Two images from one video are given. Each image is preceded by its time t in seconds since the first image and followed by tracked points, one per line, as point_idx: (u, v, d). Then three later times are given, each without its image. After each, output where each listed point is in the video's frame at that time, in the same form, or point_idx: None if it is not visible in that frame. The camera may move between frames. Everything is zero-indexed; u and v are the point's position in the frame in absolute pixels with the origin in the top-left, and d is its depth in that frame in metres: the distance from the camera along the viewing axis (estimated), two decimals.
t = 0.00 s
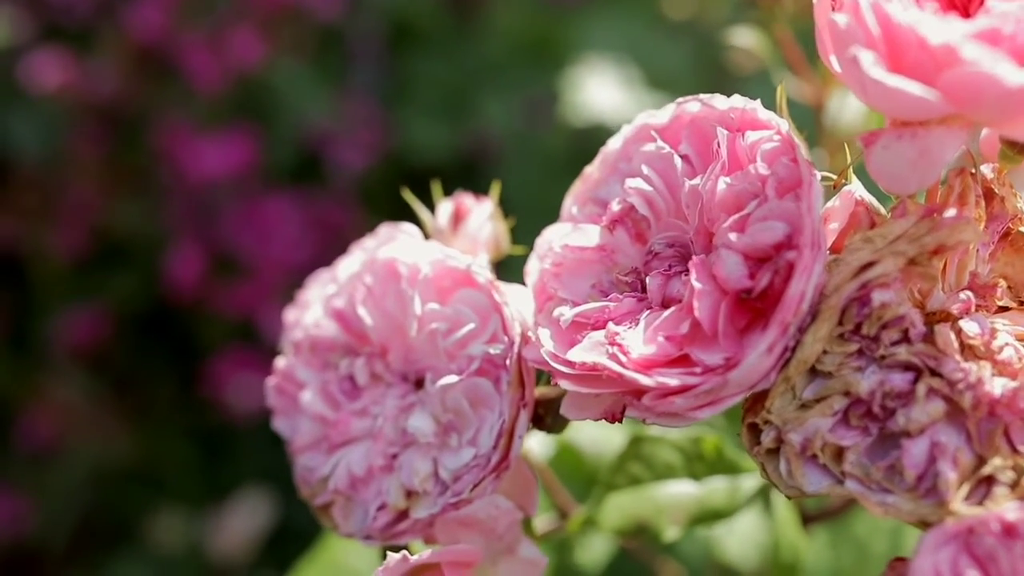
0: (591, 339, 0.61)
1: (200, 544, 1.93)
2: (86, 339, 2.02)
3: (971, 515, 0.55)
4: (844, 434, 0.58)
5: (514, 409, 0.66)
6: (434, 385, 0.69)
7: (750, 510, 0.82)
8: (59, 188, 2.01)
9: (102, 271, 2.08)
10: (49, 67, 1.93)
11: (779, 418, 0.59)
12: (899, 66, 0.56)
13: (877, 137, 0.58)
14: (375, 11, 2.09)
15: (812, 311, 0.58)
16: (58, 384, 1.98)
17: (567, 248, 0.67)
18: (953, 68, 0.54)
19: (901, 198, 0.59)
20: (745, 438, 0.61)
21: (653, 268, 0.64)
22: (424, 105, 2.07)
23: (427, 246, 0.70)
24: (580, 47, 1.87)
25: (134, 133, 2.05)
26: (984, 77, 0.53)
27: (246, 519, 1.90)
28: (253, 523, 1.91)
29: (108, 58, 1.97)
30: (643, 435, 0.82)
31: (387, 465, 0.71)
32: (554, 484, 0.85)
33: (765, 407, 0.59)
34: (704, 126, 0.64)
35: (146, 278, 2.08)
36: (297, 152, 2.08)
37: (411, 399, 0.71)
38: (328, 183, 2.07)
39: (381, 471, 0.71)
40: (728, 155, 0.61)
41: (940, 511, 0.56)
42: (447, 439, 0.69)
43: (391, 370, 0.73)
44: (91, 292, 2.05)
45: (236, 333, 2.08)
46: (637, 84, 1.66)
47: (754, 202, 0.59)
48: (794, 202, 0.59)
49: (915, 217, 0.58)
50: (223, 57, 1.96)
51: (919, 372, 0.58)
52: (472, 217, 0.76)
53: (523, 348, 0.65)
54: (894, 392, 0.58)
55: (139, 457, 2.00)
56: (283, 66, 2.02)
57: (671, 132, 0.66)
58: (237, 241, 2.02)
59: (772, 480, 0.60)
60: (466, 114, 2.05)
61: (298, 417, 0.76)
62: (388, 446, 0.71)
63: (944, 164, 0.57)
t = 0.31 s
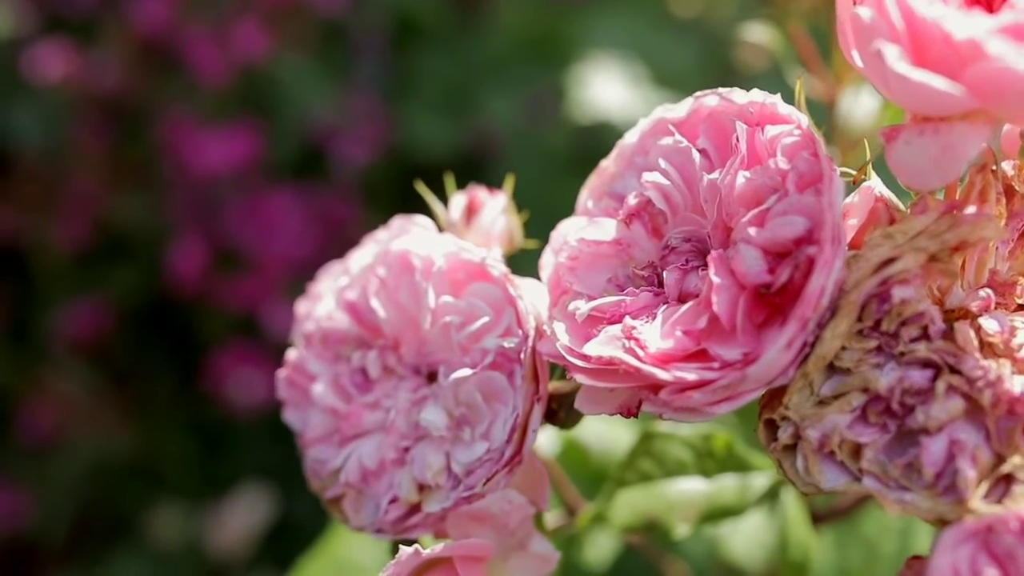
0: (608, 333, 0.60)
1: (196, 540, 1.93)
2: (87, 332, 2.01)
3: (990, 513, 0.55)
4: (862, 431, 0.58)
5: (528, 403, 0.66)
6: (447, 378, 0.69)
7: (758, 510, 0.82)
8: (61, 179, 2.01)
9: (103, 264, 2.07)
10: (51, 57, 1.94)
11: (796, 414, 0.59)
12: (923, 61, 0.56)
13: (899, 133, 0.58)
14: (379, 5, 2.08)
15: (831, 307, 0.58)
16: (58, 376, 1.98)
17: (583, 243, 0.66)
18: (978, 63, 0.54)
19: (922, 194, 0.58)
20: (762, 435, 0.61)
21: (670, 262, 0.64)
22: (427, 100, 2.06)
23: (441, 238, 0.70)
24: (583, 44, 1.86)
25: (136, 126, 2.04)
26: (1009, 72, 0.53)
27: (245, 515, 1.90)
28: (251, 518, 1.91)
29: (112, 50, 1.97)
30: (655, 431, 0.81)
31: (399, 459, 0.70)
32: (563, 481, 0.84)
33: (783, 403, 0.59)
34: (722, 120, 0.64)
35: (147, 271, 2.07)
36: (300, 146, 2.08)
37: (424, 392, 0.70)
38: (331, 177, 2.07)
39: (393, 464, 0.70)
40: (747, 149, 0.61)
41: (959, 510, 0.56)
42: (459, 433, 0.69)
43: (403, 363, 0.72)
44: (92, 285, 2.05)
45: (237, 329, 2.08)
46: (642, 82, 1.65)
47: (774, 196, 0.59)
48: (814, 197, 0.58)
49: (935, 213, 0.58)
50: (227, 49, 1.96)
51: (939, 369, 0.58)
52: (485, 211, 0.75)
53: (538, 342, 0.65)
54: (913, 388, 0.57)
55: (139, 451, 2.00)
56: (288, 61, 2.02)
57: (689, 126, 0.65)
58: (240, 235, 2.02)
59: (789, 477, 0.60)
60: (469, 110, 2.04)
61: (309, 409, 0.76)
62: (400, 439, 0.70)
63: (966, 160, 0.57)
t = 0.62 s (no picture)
0: (627, 326, 0.60)
1: (196, 537, 1.92)
2: (89, 327, 2.01)
3: (1010, 511, 0.55)
4: (881, 427, 0.58)
5: (543, 397, 0.65)
6: (461, 370, 0.69)
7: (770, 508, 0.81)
8: (64, 173, 2.00)
9: (104, 259, 2.06)
10: (54, 50, 1.93)
11: (815, 409, 0.58)
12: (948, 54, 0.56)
13: (922, 128, 0.58)
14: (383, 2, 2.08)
15: (852, 302, 0.57)
16: (58, 372, 1.97)
17: (601, 236, 0.66)
18: (1003, 58, 0.53)
19: (944, 190, 0.58)
20: (780, 430, 0.60)
21: (688, 256, 0.63)
22: (430, 97, 2.05)
23: (456, 231, 0.69)
24: (588, 43, 1.86)
25: (140, 121, 2.03)
26: None
27: (245, 512, 1.90)
28: (252, 516, 1.90)
29: (116, 44, 1.96)
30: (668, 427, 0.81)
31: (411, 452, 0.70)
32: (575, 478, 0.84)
33: (801, 398, 0.59)
34: (741, 114, 0.64)
35: (149, 266, 2.07)
36: (304, 142, 2.08)
37: (437, 385, 0.70)
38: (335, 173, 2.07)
39: (406, 457, 0.70)
40: (767, 143, 0.61)
41: (978, 507, 0.56)
42: (473, 426, 0.68)
43: (416, 356, 0.72)
44: (93, 280, 2.04)
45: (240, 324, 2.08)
46: (650, 81, 1.65)
47: (794, 190, 0.59)
48: (836, 191, 0.58)
49: (957, 209, 0.58)
50: (233, 44, 1.96)
51: (958, 365, 0.57)
52: (500, 204, 0.75)
53: (553, 335, 0.64)
54: (933, 385, 0.57)
55: (139, 447, 1.99)
56: (293, 56, 2.01)
57: (708, 120, 0.65)
58: (242, 231, 2.02)
59: (806, 472, 0.60)
60: (473, 107, 2.04)
61: (321, 402, 0.76)
62: (413, 432, 0.70)
63: (989, 155, 0.56)
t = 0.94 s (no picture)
0: (648, 319, 0.59)
1: (195, 532, 1.91)
2: (90, 321, 2.00)
3: None
4: (904, 423, 0.57)
5: (561, 390, 0.65)
6: (478, 363, 0.68)
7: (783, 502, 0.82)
8: (68, 165, 2.00)
9: (106, 254, 2.06)
10: (58, 40, 1.93)
11: (837, 404, 0.58)
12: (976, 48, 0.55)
13: (948, 123, 0.58)
14: None
15: (875, 296, 0.57)
16: (60, 365, 1.97)
17: (621, 229, 0.65)
18: None
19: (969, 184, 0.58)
20: (801, 425, 0.60)
21: (708, 249, 0.63)
22: (435, 93, 2.05)
23: (473, 222, 0.69)
24: (593, 40, 1.86)
25: (143, 115, 2.03)
26: None
27: (245, 508, 1.90)
28: (252, 512, 1.90)
29: (121, 36, 1.95)
30: (682, 423, 0.81)
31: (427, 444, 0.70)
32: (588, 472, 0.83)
33: (823, 393, 0.58)
34: (763, 108, 0.63)
35: (151, 261, 2.06)
36: (307, 137, 2.08)
37: (453, 377, 0.70)
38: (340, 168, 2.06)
39: (421, 450, 0.69)
40: (791, 137, 0.60)
41: (1002, 504, 0.55)
42: (489, 419, 0.68)
43: (432, 348, 0.72)
44: (94, 274, 2.03)
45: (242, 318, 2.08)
46: (658, 78, 1.65)
47: (818, 183, 0.58)
48: (861, 185, 0.57)
49: (982, 204, 0.57)
50: (239, 38, 1.95)
51: (982, 362, 0.57)
52: (516, 196, 0.75)
53: (572, 328, 0.64)
54: (956, 380, 0.57)
55: (139, 441, 1.98)
56: (299, 50, 2.01)
57: (729, 113, 0.65)
58: (245, 225, 2.01)
59: (827, 468, 0.59)
60: (477, 101, 2.02)
61: (335, 393, 0.76)
62: (429, 424, 0.70)
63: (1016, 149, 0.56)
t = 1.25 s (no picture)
0: (667, 313, 0.59)
1: (194, 527, 1.93)
2: (94, 314, 1.99)
3: None
4: (925, 420, 0.57)
5: (577, 384, 0.64)
6: (493, 356, 0.68)
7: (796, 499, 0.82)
8: (73, 156, 2.00)
9: (110, 246, 2.05)
10: (66, 33, 1.89)
11: (857, 401, 0.57)
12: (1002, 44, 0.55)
13: (971, 118, 0.58)
14: None
15: (897, 292, 0.57)
16: (63, 357, 1.96)
17: (639, 222, 0.65)
18: None
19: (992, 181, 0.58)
20: (820, 421, 0.60)
21: (727, 244, 0.63)
22: (438, 91, 2.04)
23: (490, 215, 0.68)
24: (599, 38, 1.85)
25: (148, 107, 2.02)
26: None
27: (245, 503, 1.92)
28: (252, 506, 1.92)
29: (127, 28, 1.95)
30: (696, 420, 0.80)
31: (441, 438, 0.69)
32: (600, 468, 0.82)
33: (843, 389, 0.58)
34: (783, 102, 0.63)
35: (156, 254, 2.07)
36: (311, 132, 2.07)
37: (467, 370, 0.70)
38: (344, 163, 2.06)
39: (435, 443, 0.69)
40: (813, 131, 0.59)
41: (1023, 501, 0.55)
42: (504, 413, 0.67)
43: (446, 342, 0.71)
44: (96, 267, 2.02)
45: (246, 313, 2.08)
46: (665, 76, 1.64)
47: (840, 178, 0.58)
48: (885, 179, 0.57)
49: (1005, 201, 0.57)
50: (245, 31, 1.95)
51: (1005, 359, 0.57)
52: (532, 190, 0.74)
53: (590, 322, 0.63)
54: (979, 377, 0.57)
55: (142, 435, 1.98)
56: (305, 44, 2.01)
57: (749, 107, 0.64)
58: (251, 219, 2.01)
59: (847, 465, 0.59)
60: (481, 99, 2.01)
61: (349, 386, 0.75)
62: (443, 418, 0.69)
63: None
